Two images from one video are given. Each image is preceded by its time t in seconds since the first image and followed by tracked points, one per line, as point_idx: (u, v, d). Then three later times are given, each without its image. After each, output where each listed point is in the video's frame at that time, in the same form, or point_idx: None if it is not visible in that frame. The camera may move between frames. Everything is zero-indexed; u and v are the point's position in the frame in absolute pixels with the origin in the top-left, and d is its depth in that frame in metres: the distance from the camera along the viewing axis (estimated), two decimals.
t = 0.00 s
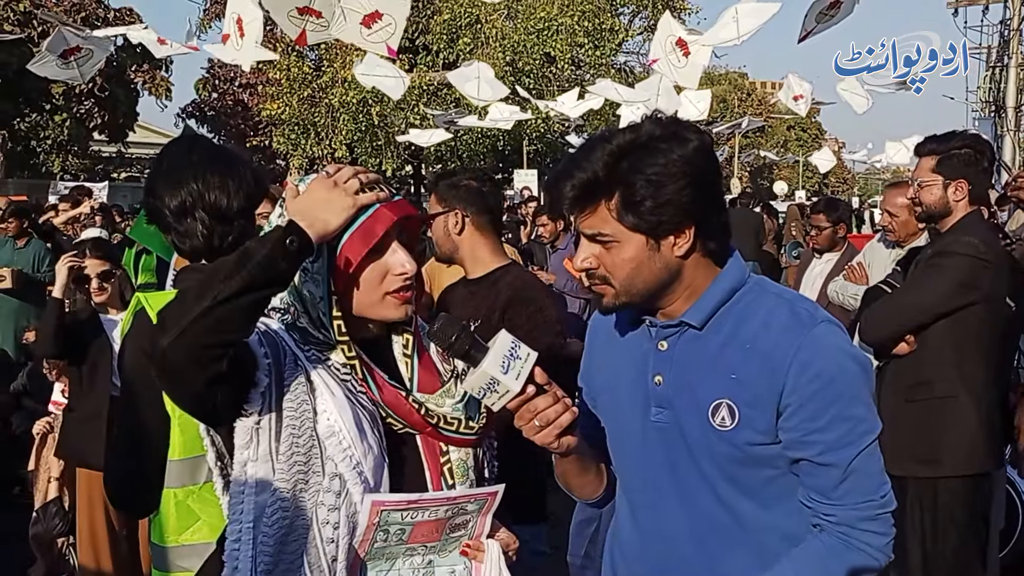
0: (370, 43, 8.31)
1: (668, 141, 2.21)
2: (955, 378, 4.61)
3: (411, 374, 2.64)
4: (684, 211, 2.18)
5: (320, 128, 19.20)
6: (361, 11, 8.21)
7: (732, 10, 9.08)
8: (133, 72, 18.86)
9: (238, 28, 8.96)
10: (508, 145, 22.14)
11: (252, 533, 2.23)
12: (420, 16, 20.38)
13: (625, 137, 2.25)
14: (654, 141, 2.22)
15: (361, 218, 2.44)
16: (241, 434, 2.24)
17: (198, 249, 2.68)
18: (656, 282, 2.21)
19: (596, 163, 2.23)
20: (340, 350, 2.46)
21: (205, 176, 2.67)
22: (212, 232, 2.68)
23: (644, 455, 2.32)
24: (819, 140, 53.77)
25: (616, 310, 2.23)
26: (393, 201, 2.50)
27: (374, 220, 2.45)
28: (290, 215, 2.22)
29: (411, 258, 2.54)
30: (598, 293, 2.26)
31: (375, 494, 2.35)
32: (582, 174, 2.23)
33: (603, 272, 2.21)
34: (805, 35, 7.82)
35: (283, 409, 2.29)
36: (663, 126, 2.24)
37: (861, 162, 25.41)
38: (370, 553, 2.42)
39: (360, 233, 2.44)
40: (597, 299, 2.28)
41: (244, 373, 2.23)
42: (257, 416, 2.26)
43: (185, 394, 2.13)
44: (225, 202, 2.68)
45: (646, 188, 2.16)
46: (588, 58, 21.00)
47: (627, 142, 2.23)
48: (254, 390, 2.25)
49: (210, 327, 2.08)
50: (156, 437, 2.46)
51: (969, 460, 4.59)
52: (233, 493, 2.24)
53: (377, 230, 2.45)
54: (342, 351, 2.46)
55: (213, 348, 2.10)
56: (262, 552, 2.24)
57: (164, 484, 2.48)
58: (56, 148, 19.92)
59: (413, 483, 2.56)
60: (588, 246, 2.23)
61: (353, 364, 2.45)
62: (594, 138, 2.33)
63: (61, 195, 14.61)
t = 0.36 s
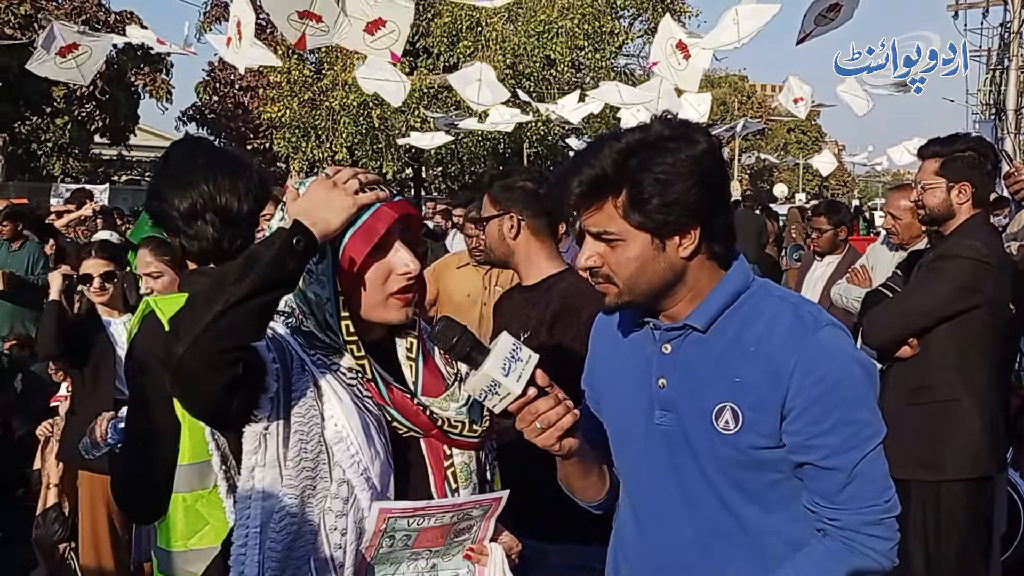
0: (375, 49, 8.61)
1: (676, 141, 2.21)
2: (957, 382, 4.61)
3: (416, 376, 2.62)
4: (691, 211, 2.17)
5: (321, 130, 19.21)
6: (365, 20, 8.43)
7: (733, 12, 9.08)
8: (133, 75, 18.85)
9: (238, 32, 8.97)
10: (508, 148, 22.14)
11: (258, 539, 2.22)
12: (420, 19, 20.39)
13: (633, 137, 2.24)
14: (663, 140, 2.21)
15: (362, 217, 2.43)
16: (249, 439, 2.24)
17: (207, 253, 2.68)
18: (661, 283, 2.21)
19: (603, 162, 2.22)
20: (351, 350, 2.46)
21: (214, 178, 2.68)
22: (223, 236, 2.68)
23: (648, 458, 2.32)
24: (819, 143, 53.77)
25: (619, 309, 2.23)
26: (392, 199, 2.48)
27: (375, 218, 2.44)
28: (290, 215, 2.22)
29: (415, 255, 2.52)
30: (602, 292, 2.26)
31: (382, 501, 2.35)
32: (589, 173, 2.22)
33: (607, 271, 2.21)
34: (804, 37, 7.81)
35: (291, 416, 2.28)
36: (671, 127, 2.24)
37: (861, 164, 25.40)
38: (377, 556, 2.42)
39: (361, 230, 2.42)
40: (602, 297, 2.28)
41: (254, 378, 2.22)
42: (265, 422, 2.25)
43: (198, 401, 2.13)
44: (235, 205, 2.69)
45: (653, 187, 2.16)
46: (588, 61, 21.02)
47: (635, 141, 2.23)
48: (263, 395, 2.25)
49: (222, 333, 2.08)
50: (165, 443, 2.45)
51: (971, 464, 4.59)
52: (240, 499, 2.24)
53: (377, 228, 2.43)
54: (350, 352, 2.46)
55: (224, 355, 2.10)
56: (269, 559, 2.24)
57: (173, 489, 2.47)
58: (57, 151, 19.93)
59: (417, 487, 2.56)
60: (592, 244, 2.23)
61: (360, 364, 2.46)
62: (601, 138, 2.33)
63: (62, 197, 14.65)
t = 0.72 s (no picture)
0: (380, 54, 8.51)
1: (677, 144, 2.21)
2: (958, 385, 4.61)
3: (421, 378, 2.64)
4: (693, 215, 2.17)
5: (320, 133, 19.22)
6: (369, 26, 8.43)
7: (732, 14, 9.09)
8: (132, 77, 18.83)
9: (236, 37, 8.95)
10: (507, 151, 22.16)
11: (266, 540, 2.23)
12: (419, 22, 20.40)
13: (635, 141, 2.25)
14: (664, 144, 2.22)
15: (370, 219, 2.41)
16: (257, 440, 2.23)
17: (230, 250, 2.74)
18: (663, 286, 2.20)
19: (605, 166, 2.23)
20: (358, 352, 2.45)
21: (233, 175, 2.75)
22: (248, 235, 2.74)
23: (651, 461, 2.31)
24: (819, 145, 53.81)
25: (622, 314, 2.22)
26: (399, 201, 2.47)
27: (381, 222, 2.42)
28: (301, 217, 2.21)
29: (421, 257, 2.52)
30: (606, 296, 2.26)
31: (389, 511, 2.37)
32: (591, 177, 2.22)
33: (610, 275, 2.20)
34: (802, 40, 7.81)
35: (300, 417, 2.28)
36: (673, 130, 2.25)
37: (860, 167, 25.41)
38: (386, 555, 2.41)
39: (364, 235, 2.41)
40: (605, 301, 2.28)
41: (265, 380, 2.21)
42: (273, 424, 2.24)
43: (209, 404, 2.11)
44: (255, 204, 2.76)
45: (655, 192, 2.16)
46: (586, 64, 21.05)
47: (636, 145, 2.23)
48: (271, 397, 2.24)
49: (233, 333, 2.07)
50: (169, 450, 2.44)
51: (971, 467, 4.59)
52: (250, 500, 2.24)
53: (381, 233, 2.41)
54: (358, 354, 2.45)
55: (235, 357, 2.08)
56: (278, 559, 2.24)
57: (187, 490, 2.45)
58: (56, 153, 19.92)
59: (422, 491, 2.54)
60: (595, 249, 2.22)
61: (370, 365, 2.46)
62: (603, 143, 2.33)
63: (61, 200, 14.69)
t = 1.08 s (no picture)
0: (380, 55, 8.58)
1: (681, 148, 2.21)
2: (960, 388, 4.61)
3: (422, 381, 2.56)
4: (697, 219, 2.17)
5: (319, 135, 19.20)
6: (374, 29, 8.43)
7: (730, 17, 9.10)
8: (131, 79, 18.80)
9: (236, 38, 8.94)
10: (506, 153, 22.16)
11: None
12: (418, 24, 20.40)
13: (637, 145, 2.24)
14: (668, 148, 2.21)
15: (386, 216, 2.45)
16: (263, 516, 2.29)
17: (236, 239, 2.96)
18: (669, 290, 2.19)
19: (607, 170, 2.22)
20: (364, 348, 2.40)
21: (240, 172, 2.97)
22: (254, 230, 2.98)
23: (655, 464, 2.31)
24: (817, 148, 53.82)
25: (628, 318, 2.21)
26: (412, 199, 2.52)
27: (397, 218, 2.46)
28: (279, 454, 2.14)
29: (429, 263, 2.53)
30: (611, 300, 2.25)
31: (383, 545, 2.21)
32: (594, 181, 2.21)
33: (614, 280, 2.21)
34: (803, 43, 7.82)
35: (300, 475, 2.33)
36: (676, 134, 2.24)
37: (858, 169, 25.42)
38: None
39: (382, 231, 2.44)
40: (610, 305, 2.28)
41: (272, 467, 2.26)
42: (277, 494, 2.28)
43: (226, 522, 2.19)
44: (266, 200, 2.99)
45: (658, 197, 2.16)
46: (586, 67, 21.08)
47: (640, 149, 2.23)
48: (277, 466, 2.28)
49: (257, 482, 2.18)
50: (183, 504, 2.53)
51: (973, 470, 4.60)
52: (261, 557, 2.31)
53: (396, 229, 2.45)
54: (363, 351, 2.39)
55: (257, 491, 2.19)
56: None
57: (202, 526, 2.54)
58: (55, 155, 19.88)
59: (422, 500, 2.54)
60: (599, 254, 2.22)
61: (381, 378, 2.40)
62: (606, 146, 2.32)
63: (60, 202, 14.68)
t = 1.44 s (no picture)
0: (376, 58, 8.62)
1: (680, 150, 2.20)
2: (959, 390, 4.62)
3: (406, 387, 2.57)
4: (696, 221, 2.16)
5: (317, 137, 19.18)
6: (374, 31, 8.46)
7: (730, 19, 9.10)
8: (130, 81, 18.79)
9: (235, 40, 8.94)
10: (504, 155, 22.18)
11: None
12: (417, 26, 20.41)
13: (636, 147, 2.23)
14: (666, 150, 2.20)
15: (378, 223, 2.43)
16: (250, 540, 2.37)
17: (243, 236, 2.99)
18: (667, 292, 2.19)
19: (606, 173, 2.21)
20: (349, 358, 2.39)
21: (241, 165, 2.98)
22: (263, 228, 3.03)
23: (655, 466, 2.30)
24: (815, 150, 53.90)
25: (627, 320, 2.21)
26: (404, 204, 2.49)
27: (389, 224, 2.44)
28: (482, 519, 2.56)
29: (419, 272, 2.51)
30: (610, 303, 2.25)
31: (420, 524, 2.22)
32: (593, 183, 2.21)
33: (614, 282, 2.20)
34: (803, 46, 7.83)
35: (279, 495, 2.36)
36: (674, 136, 2.23)
37: (856, 171, 25.48)
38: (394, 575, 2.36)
39: (373, 238, 2.41)
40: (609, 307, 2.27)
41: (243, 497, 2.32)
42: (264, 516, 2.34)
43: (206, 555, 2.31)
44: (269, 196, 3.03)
45: (657, 199, 2.15)
46: (585, 69, 21.12)
47: (638, 152, 2.22)
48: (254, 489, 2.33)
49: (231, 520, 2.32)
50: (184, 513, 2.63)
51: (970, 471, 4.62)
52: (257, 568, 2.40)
53: (387, 236, 2.43)
54: (349, 361, 2.39)
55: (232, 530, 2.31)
56: None
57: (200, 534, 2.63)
58: (53, 157, 19.85)
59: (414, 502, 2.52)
60: (599, 256, 2.22)
61: (366, 392, 2.41)
62: (603, 150, 2.32)
63: (59, 204, 14.67)
